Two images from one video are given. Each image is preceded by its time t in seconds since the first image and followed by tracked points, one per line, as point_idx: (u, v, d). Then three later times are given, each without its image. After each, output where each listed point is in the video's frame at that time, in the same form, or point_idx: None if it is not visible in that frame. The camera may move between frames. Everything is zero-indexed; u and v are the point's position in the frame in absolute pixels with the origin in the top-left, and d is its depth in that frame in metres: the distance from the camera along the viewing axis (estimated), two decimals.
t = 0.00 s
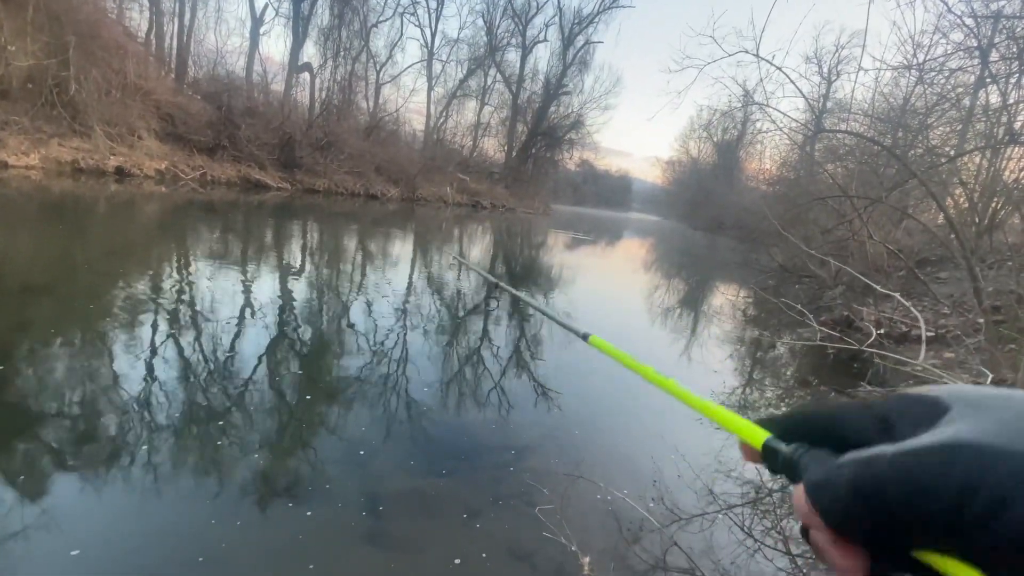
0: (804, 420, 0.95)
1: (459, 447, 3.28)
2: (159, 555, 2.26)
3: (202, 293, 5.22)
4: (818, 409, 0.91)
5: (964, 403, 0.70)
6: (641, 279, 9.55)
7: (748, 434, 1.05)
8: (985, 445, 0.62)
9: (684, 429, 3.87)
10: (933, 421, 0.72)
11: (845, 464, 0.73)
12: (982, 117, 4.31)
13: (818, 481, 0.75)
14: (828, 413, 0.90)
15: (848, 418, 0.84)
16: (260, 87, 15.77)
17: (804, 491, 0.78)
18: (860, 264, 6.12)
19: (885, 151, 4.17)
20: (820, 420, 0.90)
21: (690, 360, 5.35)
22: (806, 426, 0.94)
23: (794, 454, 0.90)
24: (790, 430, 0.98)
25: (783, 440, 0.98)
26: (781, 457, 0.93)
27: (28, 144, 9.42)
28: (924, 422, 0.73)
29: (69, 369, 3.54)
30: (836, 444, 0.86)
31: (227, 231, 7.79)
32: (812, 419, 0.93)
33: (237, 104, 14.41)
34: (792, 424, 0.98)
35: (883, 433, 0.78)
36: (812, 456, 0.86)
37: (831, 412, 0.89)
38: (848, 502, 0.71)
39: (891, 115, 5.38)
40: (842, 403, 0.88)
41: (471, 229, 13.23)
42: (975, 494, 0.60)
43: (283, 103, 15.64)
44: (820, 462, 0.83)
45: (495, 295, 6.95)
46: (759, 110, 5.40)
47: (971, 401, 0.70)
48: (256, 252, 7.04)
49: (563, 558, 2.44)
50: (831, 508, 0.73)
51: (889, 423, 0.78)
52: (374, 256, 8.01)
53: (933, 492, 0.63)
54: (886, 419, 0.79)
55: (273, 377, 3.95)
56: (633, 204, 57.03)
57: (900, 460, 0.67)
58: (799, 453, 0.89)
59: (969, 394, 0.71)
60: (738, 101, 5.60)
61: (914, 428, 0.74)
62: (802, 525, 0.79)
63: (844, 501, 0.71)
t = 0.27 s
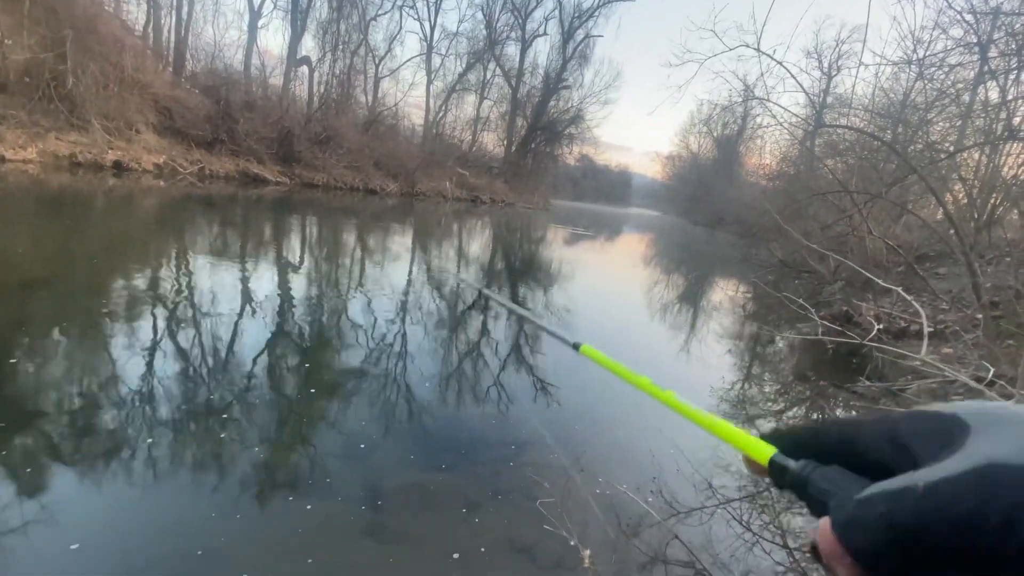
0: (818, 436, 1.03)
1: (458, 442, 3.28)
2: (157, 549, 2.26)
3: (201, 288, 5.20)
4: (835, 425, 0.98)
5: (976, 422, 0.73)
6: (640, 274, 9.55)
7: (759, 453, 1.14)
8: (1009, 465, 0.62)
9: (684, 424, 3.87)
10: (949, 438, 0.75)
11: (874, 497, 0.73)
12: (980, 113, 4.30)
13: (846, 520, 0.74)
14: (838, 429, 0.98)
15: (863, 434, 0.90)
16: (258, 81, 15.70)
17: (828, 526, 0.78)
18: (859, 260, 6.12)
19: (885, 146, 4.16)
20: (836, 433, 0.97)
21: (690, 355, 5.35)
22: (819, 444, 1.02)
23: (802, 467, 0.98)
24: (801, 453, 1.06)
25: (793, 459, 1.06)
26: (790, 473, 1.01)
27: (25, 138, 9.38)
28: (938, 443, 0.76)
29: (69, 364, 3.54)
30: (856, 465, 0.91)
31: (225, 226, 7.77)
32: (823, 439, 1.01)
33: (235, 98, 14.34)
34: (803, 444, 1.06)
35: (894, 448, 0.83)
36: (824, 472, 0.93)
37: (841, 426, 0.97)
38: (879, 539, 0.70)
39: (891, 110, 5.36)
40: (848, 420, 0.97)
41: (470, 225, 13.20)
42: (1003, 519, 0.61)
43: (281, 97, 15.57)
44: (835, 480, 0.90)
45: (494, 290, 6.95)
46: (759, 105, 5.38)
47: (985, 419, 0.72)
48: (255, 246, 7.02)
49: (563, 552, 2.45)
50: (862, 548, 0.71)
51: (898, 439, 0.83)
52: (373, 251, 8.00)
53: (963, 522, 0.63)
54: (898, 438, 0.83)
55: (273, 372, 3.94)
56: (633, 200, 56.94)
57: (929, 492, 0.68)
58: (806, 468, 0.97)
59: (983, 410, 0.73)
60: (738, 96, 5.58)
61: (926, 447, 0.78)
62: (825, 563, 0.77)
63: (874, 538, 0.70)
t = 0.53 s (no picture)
0: (851, 425, 0.98)
1: (456, 437, 3.28)
2: (158, 543, 2.27)
3: (200, 284, 5.20)
4: (873, 413, 0.93)
5: None
6: (639, 270, 9.55)
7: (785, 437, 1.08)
8: None
9: (682, 420, 3.87)
10: (1007, 445, 0.74)
11: (926, 494, 0.72)
12: (981, 109, 4.29)
13: (893, 515, 0.74)
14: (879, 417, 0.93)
15: (906, 426, 0.87)
16: (256, 76, 15.65)
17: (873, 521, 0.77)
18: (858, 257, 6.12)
19: (884, 142, 4.15)
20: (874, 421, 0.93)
21: (688, 351, 5.35)
22: (854, 435, 0.97)
23: (835, 456, 0.92)
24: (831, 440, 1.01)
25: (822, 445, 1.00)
26: (819, 460, 0.95)
27: (24, 133, 9.35)
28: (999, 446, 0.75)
29: (68, 359, 3.53)
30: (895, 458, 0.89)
31: (223, 221, 7.76)
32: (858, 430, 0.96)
33: (234, 93, 14.30)
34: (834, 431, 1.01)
35: (947, 448, 0.82)
36: (858, 461, 0.88)
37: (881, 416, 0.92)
38: (929, 537, 0.69)
39: (891, 106, 5.35)
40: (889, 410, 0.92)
41: (469, 220, 13.20)
42: None
43: (280, 92, 15.54)
44: (873, 470, 0.85)
45: (493, 286, 6.95)
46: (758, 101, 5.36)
47: None
48: (253, 242, 7.01)
49: (561, 547, 2.46)
50: (910, 544, 0.71)
51: (951, 438, 0.82)
52: (371, 247, 8.01)
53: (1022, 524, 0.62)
54: (952, 437, 0.82)
55: (271, 368, 3.94)
56: (632, 196, 56.91)
57: (984, 491, 0.67)
58: (840, 457, 0.91)
59: None
60: (738, 91, 5.57)
61: (984, 449, 0.77)
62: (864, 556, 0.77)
63: (925, 536, 0.69)
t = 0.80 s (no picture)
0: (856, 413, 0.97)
1: (455, 435, 3.28)
2: (157, 542, 2.27)
3: (198, 282, 5.19)
4: (878, 401, 0.92)
5: None
6: (638, 268, 9.56)
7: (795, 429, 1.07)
8: None
9: (683, 419, 3.86)
10: None
11: (922, 465, 0.66)
12: (982, 107, 4.28)
13: (889, 486, 0.68)
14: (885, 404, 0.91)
15: (911, 409, 0.86)
16: (255, 74, 15.63)
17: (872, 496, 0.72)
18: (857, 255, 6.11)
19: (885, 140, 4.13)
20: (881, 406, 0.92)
21: (688, 350, 5.35)
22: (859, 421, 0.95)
23: (841, 445, 0.91)
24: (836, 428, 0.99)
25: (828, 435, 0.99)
26: (825, 449, 0.94)
27: (22, 131, 9.32)
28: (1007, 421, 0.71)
29: (67, 357, 3.53)
30: (902, 446, 0.88)
31: (222, 219, 7.76)
32: (864, 415, 0.95)
33: (233, 90, 14.28)
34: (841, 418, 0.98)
35: (951, 429, 0.80)
36: (865, 449, 0.87)
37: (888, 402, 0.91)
38: (921, 506, 0.64)
39: (892, 104, 5.34)
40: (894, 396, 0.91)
41: (469, 218, 13.20)
42: None
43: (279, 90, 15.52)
44: (880, 458, 0.84)
45: (492, 284, 6.95)
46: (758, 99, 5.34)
47: None
48: (252, 240, 7.01)
49: (560, 545, 2.46)
50: (902, 512, 0.65)
51: (956, 418, 0.79)
52: (370, 244, 8.01)
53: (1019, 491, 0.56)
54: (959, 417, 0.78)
55: (271, 366, 3.94)
56: (631, 194, 56.93)
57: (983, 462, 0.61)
58: (847, 446, 0.90)
59: None
60: (738, 89, 5.55)
61: (992, 422, 0.73)
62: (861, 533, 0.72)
63: (917, 505, 0.64)
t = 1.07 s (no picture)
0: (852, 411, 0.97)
1: (456, 436, 3.28)
2: (158, 542, 2.27)
3: (199, 282, 5.19)
4: (871, 398, 0.93)
5: None
6: (639, 268, 9.55)
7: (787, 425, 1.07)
8: None
9: (685, 420, 3.85)
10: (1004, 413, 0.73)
11: (914, 458, 0.71)
12: (984, 108, 4.27)
13: (882, 478, 0.73)
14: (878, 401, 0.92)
15: (904, 405, 0.88)
16: (256, 74, 15.64)
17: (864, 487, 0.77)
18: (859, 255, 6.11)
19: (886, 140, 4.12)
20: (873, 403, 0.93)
21: (689, 350, 5.34)
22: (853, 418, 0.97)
23: (835, 441, 0.92)
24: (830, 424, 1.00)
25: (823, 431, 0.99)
26: (820, 446, 0.94)
27: (24, 131, 9.33)
28: (997, 413, 0.74)
29: (68, 357, 3.53)
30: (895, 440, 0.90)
31: (224, 219, 7.76)
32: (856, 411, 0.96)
33: (234, 90, 14.29)
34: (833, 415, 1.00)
35: (943, 422, 0.82)
36: (858, 444, 0.88)
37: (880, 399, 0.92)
38: (913, 496, 0.69)
39: (894, 104, 5.33)
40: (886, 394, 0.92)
41: (470, 218, 13.20)
42: None
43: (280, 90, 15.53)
44: (875, 452, 0.85)
45: (493, 284, 6.95)
46: (760, 99, 5.33)
47: None
48: (253, 240, 7.01)
49: (560, 546, 2.45)
50: (895, 505, 0.71)
51: (948, 413, 0.82)
52: (371, 244, 8.01)
53: (1007, 486, 0.62)
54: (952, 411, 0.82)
55: (272, 366, 3.94)
56: (632, 194, 56.91)
57: (973, 456, 0.66)
58: (842, 441, 0.91)
59: None
60: (739, 89, 5.55)
61: (981, 417, 0.76)
62: (856, 520, 0.78)
63: (909, 497, 0.69)
